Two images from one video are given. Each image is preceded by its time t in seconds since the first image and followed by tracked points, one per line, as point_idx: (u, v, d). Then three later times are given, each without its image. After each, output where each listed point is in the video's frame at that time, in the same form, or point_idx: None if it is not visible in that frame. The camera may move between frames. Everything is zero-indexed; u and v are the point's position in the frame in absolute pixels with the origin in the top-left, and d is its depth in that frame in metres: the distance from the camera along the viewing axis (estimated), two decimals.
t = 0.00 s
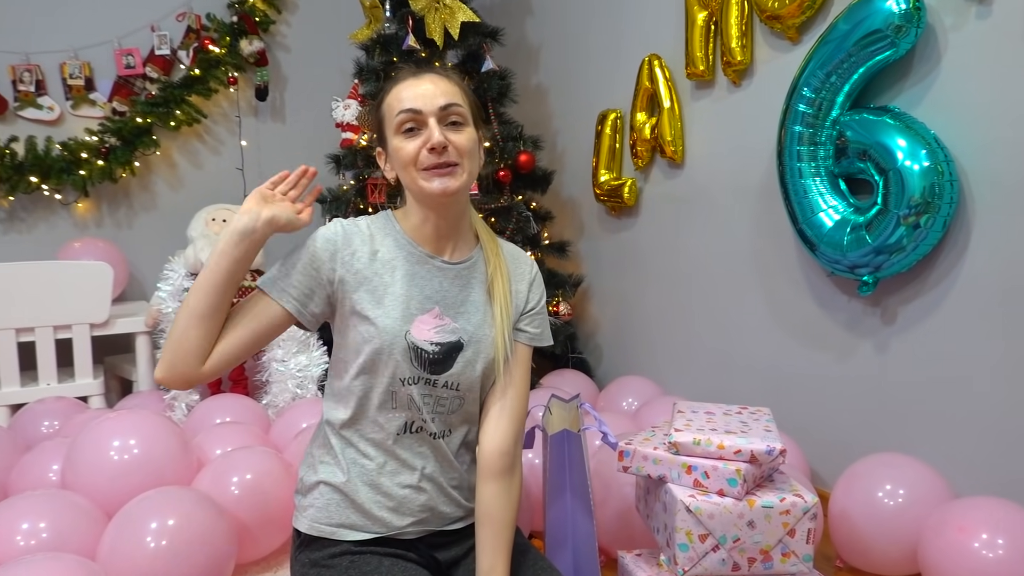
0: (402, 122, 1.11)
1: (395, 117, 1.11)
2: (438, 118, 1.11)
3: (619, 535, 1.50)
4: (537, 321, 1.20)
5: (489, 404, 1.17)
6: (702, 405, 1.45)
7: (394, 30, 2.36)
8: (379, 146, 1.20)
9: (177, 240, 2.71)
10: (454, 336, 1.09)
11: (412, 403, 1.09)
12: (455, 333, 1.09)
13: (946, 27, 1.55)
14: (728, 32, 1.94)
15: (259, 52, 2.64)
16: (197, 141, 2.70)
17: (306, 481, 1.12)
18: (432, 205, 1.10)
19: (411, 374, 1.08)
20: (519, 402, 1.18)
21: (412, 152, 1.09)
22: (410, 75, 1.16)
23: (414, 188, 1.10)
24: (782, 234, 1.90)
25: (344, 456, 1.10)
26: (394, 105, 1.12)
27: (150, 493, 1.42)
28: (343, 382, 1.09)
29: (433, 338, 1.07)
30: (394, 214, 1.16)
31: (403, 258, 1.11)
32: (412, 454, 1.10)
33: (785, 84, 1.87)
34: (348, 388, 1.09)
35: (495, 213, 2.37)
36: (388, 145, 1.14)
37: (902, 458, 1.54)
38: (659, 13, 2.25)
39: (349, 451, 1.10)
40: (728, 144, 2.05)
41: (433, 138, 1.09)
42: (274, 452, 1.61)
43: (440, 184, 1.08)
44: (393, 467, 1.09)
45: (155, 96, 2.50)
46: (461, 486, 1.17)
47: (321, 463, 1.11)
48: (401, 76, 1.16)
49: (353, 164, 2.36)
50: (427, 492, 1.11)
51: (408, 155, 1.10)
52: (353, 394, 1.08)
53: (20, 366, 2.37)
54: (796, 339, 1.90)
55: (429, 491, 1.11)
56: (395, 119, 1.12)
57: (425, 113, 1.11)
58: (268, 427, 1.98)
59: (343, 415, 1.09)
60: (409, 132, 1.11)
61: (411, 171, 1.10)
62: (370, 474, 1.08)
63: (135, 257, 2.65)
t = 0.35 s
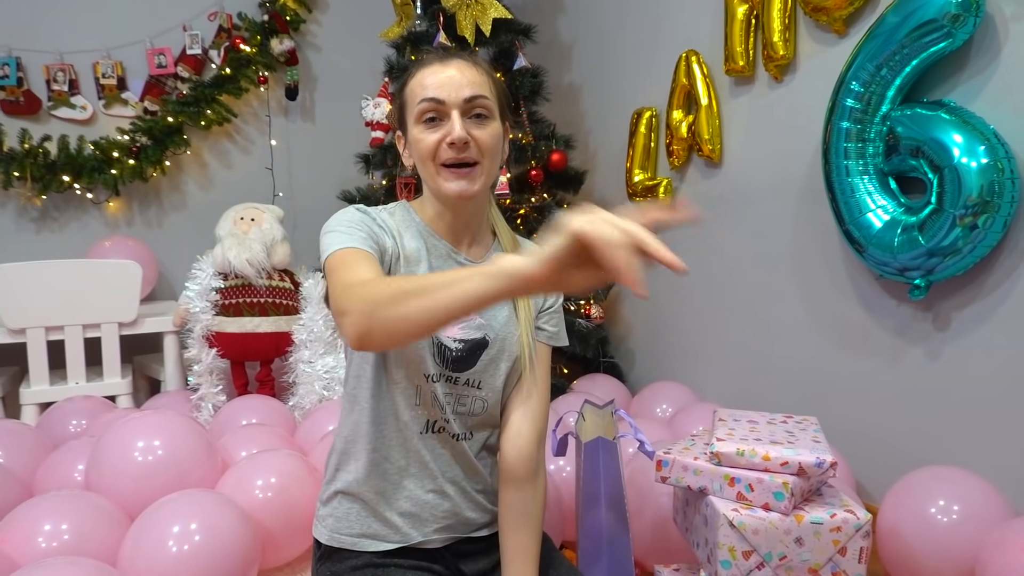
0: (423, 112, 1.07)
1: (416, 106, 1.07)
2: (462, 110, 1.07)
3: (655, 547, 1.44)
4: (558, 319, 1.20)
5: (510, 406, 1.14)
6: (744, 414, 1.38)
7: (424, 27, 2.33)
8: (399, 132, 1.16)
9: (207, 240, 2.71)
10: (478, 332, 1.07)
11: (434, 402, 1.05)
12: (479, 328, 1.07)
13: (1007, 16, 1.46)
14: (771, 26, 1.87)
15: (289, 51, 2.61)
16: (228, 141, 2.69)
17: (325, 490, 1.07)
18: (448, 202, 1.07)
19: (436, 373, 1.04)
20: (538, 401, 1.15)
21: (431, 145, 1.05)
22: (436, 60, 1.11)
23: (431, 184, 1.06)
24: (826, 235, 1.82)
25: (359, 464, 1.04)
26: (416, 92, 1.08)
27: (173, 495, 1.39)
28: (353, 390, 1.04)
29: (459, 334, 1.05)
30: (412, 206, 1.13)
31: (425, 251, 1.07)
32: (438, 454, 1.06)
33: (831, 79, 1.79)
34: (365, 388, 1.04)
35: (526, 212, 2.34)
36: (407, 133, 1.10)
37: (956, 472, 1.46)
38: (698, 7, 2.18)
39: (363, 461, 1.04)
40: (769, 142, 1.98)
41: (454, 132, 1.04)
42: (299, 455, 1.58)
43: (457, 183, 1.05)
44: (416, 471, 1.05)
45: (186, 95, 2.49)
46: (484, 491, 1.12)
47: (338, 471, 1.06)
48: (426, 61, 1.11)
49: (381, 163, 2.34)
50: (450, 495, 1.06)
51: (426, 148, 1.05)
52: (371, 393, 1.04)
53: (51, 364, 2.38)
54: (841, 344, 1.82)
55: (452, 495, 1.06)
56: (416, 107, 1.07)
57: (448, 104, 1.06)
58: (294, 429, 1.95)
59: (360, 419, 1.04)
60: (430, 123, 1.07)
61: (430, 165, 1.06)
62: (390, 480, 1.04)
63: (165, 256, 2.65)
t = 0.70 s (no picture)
0: (444, 110, 1.02)
1: (436, 105, 1.03)
2: (484, 107, 1.02)
3: (685, 561, 1.38)
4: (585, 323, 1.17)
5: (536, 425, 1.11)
6: (780, 422, 1.32)
7: (447, 28, 2.31)
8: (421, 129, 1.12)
9: (229, 244, 2.70)
10: (511, 350, 1.05)
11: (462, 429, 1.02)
12: (512, 346, 1.05)
13: None
14: (804, 19, 1.80)
15: (311, 54, 2.59)
16: (250, 144, 2.68)
17: (342, 506, 1.05)
18: (477, 205, 1.03)
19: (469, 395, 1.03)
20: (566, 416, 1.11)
21: (455, 147, 1.01)
22: (455, 51, 1.06)
23: (458, 186, 1.03)
24: (863, 235, 1.75)
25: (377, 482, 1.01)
26: (437, 89, 1.03)
27: (189, 502, 1.36)
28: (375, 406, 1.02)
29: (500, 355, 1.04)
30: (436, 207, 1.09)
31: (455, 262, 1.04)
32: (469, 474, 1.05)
33: (867, 73, 1.72)
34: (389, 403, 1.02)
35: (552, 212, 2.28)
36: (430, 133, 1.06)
37: (1006, 484, 1.38)
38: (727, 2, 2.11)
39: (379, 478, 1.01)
40: (802, 140, 1.91)
41: (478, 132, 1.00)
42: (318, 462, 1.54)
43: (486, 186, 1.01)
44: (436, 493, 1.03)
45: (209, 99, 2.48)
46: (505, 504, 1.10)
47: (356, 487, 1.04)
48: (445, 52, 1.06)
49: (403, 165, 2.32)
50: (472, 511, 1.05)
51: (450, 149, 1.02)
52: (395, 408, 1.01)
53: (74, 368, 2.38)
54: (879, 349, 1.75)
55: (474, 510, 1.05)
56: (437, 106, 1.03)
57: (471, 101, 1.02)
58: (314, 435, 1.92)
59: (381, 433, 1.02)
60: (453, 122, 1.03)
61: (455, 167, 1.02)
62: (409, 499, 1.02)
63: (187, 261, 2.64)
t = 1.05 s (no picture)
0: (454, 104, 0.99)
1: (444, 99, 0.99)
2: (496, 98, 0.99)
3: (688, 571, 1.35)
4: (595, 332, 1.16)
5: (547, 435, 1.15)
6: (784, 428, 1.28)
7: (443, 29, 2.25)
8: (427, 133, 1.08)
9: (222, 249, 2.66)
10: (518, 365, 1.03)
11: (470, 453, 1.02)
12: (518, 361, 1.03)
13: None
14: (804, 19, 1.78)
15: (306, 57, 2.56)
16: (244, 148, 2.65)
17: (345, 515, 1.06)
18: (489, 204, 0.99)
19: (476, 416, 1.01)
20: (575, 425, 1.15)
21: (469, 140, 0.97)
22: (462, 45, 1.04)
23: (470, 185, 0.98)
24: (867, 237, 1.72)
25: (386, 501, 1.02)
26: (445, 83, 1.00)
27: (177, 514, 1.32)
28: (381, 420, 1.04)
29: (497, 372, 1.00)
30: (440, 218, 1.05)
31: (458, 279, 1.00)
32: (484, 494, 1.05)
33: (870, 73, 1.70)
34: (401, 425, 1.00)
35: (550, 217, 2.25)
36: (438, 133, 1.02)
37: (1016, 491, 1.34)
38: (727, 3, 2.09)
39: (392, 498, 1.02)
40: (803, 142, 1.88)
41: (491, 124, 0.96)
42: (312, 472, 1.50)
43: (501, 180, 0.97)
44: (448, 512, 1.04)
45: (202, 103, 2.46)
46: (513, 518, 1.11)
47: (361, 501, 1.06)
48: (453, 48, 1.04)
49: (399, 169, 2.28)
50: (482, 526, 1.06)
51: (464, 144, 0.98)
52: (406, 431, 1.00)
53: (65, 376, 2.35)
54: (884, 353, 1.71)
55: (483, 526, 1.06)
56: (446, 101, 0.99)
57: (481, 92, 0.99)
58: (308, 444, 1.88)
59: (393, 456, 1.02)
60: (464, 117, 0.99)
61: (468, 165, 0.98)
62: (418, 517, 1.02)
63: (180, 267, 2.61)
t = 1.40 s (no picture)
0: (429, 101, 1.00)
1: (420, 93, 1.00)
2: (473, 100, 1.00)
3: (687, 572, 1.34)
4: (581, 326, 1.16)
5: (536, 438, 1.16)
6: (783, 428, 1.27)
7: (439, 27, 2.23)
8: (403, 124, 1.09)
9: (218, 249, 2.65)
10: (498, 365, 1.04)
11: (456, 455, 1.01)
12: (497, 360, 1.04)
13: None
14: (802, 17, 1.77)
15: (302, 56, 2.54)
16: (240, 148, 2.64)
17: (337, 519, 1.06)
18: (455, 206, 1.01)
19: (457, 418, 1.01)
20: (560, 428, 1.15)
21: (440, 142, 0.99)
22: (448, 38, 1.04)
23: (436, 185, 1.00)
24: (866, 236, 1.71)
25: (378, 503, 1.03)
26: (423, 79, 1.01)
27: (172, 516, 1.30)
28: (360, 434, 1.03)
29: (475, 372, 1.02)
30: (410, 219, 1.06)
31: (429, 280, 1.02)
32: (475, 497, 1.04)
33: (868, 71, 1.69)
34: (384, 429, 1.02)
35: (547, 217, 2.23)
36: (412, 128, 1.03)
37: (1017, 491, 1.33)
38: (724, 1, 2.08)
39: (384, 501, 1.03)
40: (801, 140, 1.87)
41: (463, 128, 0.97)
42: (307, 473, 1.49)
43: (465, 188, 0.98)
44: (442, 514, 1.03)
45: (198, 102, 2.44)
46: (506, 518, 1.10)
47: (353, 506, 1.06)
48: (437, 42, 1.04)
49: (395, 168, 2.28)
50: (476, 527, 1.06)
51: (435, 145, 0.99)
52: (390, 435, 1.02)
53: (60, 377, 2.33)
54: (883, 353, 1.70)
55: (476, 527, 1.06)
56: (421, 98, 1.00)
57: (459, 91, 0.99)
58: (304, 444, 1.87)
59: (378, 460, 1.03)
60: (439, 117, 1.00)
61: (438, 166, 0.99)
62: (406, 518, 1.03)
63: (176, 267, 2.59)
